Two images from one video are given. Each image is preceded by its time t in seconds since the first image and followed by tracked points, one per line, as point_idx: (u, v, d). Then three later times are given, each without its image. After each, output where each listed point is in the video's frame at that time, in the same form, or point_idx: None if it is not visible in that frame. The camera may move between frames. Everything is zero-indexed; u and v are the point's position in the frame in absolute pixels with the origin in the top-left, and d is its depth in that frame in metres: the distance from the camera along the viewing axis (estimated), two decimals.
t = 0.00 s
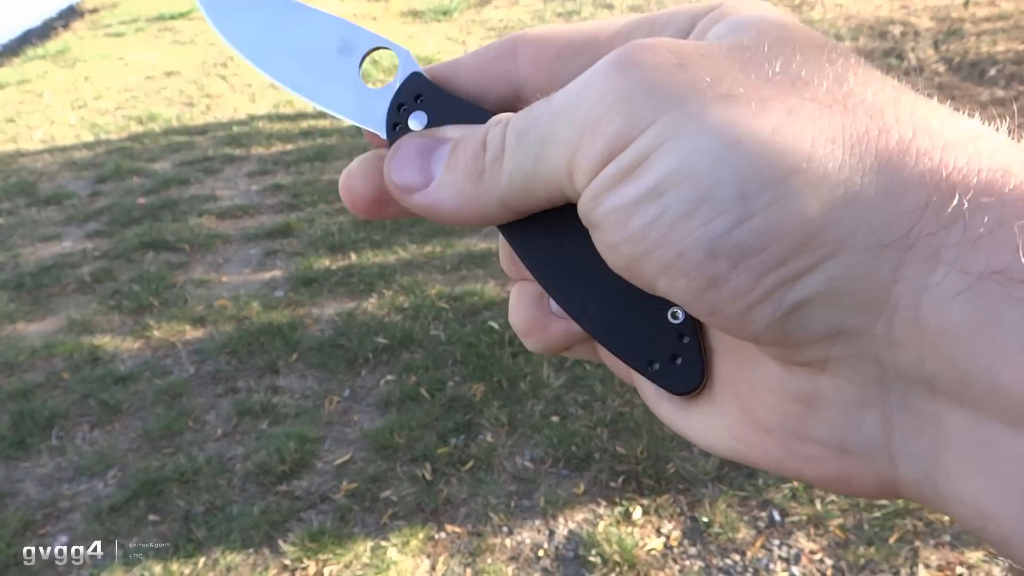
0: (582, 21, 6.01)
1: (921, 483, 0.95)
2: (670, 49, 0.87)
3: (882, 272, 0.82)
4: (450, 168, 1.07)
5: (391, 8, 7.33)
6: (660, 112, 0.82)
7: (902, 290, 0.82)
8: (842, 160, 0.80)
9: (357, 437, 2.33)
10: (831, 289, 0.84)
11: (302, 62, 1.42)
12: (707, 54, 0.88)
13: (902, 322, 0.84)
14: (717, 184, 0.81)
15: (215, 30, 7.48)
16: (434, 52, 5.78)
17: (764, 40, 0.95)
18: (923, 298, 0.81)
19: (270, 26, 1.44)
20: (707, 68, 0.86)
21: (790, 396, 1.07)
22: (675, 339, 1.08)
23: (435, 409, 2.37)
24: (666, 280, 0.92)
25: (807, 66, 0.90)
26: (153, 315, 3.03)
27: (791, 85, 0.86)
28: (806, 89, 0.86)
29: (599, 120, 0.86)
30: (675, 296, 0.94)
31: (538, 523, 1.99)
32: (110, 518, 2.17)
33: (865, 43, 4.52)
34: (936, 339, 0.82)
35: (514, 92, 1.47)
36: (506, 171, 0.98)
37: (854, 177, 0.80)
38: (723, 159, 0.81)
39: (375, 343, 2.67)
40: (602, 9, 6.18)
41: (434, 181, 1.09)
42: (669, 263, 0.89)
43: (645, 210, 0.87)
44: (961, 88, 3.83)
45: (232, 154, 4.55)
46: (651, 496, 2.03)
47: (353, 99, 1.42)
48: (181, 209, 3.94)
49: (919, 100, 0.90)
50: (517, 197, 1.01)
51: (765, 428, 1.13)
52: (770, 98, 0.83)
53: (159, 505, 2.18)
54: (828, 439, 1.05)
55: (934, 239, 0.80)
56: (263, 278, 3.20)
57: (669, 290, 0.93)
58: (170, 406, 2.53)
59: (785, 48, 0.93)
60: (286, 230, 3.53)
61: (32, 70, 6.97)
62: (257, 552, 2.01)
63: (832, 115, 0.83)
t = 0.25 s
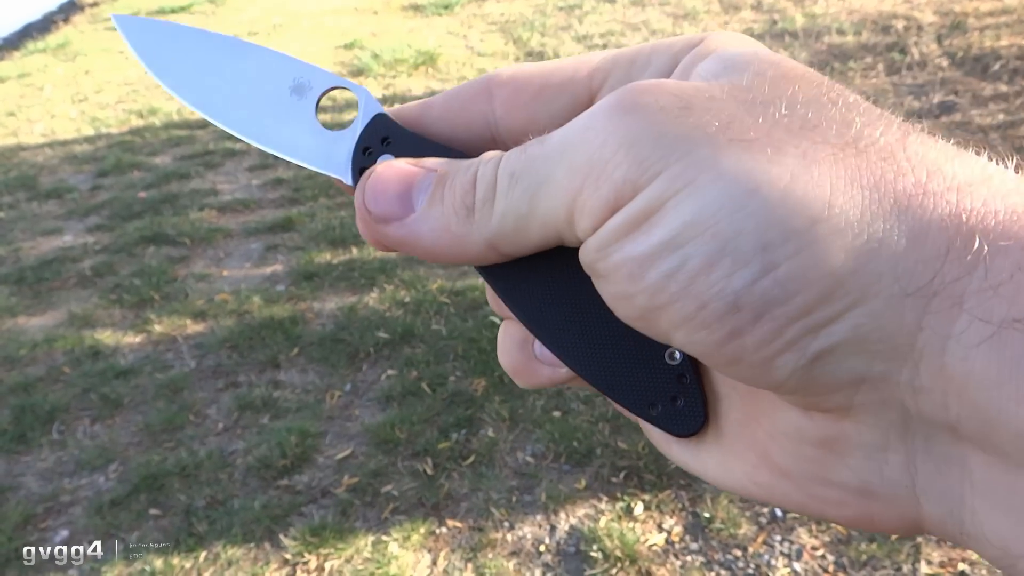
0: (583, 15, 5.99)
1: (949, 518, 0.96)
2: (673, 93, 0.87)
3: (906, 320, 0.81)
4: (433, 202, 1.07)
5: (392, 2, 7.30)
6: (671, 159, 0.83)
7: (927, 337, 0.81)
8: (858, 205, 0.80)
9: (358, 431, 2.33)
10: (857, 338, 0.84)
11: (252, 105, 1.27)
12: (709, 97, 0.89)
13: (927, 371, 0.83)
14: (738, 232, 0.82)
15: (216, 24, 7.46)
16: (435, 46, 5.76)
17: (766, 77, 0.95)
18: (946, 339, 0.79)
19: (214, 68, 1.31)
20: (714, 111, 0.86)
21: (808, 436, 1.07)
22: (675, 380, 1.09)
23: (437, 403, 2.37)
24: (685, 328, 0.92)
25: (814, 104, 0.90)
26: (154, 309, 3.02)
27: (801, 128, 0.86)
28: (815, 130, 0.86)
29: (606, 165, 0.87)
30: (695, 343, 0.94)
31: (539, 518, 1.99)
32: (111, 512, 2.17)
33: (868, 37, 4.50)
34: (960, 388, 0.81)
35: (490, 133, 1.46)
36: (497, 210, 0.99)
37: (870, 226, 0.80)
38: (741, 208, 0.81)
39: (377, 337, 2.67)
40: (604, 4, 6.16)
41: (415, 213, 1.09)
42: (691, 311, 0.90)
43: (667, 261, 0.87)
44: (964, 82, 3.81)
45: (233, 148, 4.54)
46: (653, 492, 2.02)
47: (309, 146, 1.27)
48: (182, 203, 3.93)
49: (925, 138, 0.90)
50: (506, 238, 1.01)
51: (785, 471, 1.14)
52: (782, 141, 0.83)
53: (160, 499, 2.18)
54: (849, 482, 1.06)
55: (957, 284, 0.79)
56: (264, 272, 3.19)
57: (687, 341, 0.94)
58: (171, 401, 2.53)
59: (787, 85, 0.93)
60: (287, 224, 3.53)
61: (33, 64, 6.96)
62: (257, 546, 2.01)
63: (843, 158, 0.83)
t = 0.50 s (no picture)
0: (585, 10, 5.98)
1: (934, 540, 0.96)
2: (665, 128, 0.91)
3: (889, 346, 0.84)
4: (444, 226, 1.09)
5: None
6: (663, 192, 0.87)
7: (909, 363, 0.83)
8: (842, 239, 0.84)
9: (359, 426, 2.33)
10: (843, 362, 0.86)
11: (270, 117, 1.28)
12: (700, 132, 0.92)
13: (909, 396, 0.85)
14: (727, 265, 0.85)
15: (217, 18, 7.44)
16: (437, 40, 5.74)
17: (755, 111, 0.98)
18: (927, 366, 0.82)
19: (230, 77, 1.30)
20: (705, 147, 0.89)
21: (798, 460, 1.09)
22: (662, 414, 1.12)
23: (437, 399, 2.37)
24: (677, 355, 0.95)
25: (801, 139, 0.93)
26: (155, 303, 3.02)
27: (787, 161, 0.89)
28: (802, 165, 0.89)
29: (600, 198, 0.90)
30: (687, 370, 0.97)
31: (540, 513, 1.99)
32: (112, 506, 2.17)
33: (871, 33, 4.48)
34: (942, 412, 0.83)
35: (496, 156, 1.45)
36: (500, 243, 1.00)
37: (852, 256, 0.83)
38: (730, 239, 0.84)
39: (378, 332, 2.67)
40: None
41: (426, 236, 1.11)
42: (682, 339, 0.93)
43: (660, 290, 0.90)
44: (966, 78, 3.80)
45: (234, 142, 4.53)
46: (654, 487, 2.02)
47: (325, 159, 1.28)
48: (183, 197, 3.92)
49: (909, 171, 0.93)
50: (511, 264, 1.02)
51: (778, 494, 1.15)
52: (768, 177, 0.86)
53: (161, 493, 2.18)
54: (841, 500, 1.05)
55: (935, 313, 0.82)
56: (265, 267, 3.19)
57: (681, 366, 0.96)
58: (172, 395, 2.53)
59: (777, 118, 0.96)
60: (288, 218, 3.52)
61: (34, 57, 6.95)
62: (258, 541, 2.01)
63: (829, 192, 0.86)
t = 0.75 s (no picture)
0: (588, 7, 5.96)
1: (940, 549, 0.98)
2: (678, 160, 0.90)
3: (892, 375, 0.85)
4: (461, 250, 1.09)
5: None
6: (675, 230, 0.88)
7: (911, 391, 0.85)
8: (848, 279, 0.84)
9: (361, 422, 2.33)
10: (848, 391, 0.89)
11: (295, 137, 1.28)
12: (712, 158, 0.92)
13: (914, 420, 0.86)
14: (737, 300, 0.87)
15: (219, 13, 7.44)
16: (438, 37, 5.73)
17: (769, 130, 0.97)
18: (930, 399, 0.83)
19: (253, 101, 1.30)
20: (715, 178, 0.89)
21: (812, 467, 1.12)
22: (683, 412, 1.15)
23: (439, 395, 2.37)
24: (694, 376, 0.99)
25: (813, 162, 0.92)
26: (157, 299, 3.02)
27: (795, 194, 0.88)
28: (811, 196, 0.88)
29: (617, 233, 0.91)
30: (705, 389, 1.00)
31: (542, 510, 1.99)
32: (114, 502, 2.18)
33: (874, 30, 4.47)
34: (943, 436, 0.85)
35: (524, 156, 1.44)
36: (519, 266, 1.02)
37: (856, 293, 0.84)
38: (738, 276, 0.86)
39: (380, 329, 2.67)
40: None
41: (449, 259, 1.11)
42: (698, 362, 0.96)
43: (677, 319, 0.94)
44: (970, 76, 3.79)
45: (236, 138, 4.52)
46: (655, 485, 2.02)
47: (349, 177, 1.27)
48: (185, 193, 3.92)
49: (922, 193, 0.92)
50: (530, 283, 1.03)
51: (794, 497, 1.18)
52: (776, 211, 0.87)
53: (163, 489, 2.18)
54: (852, 508, 1.08)
55: (936, 345, 0.83)
56: (266, 263, 3.19)
57: (696, 384, 1.00)
58: (174, 391, 2.53)
59: (789, 139, 0.95)
60: (290, 215, 3.52)
61: (36, 52, 6.95)
62: (260, 537, 2.02)
63: (837, 228, 0.86)
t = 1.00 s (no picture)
0: (590, 4, 5.95)
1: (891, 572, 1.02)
2: (625, 253, 0.81)
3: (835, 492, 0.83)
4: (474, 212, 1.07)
5: None
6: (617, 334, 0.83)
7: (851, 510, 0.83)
8: (801, 410, 0.78)
9: (360, 420, 2.33)
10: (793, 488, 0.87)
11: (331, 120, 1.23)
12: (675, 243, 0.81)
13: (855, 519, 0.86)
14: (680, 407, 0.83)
15: (221, 9, 7.43)
16: (440, 33, 5.72)
17: (746, 185, 0.84)
18: (864, 525, 0.82)
19: (290, 84, 1.26)
20: (672, 272, 0.80)
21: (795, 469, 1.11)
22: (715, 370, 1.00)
23: (439, 393, 2.37)
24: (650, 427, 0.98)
25: (783, 247, 0.81)
26: (157, 295, 3.02)
27: (750, 309, 0.79)
28: (775, 307, 0.79)
29: (563, 312, 0.87)
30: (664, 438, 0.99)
31: (541, 509, 1.99)
32: (113, 498, 2.18)
33: (876, 28, 4.46)
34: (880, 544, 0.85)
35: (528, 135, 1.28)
36: (477, 261, 0.97)
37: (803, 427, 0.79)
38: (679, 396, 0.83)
39: (380, 326, 2.66)
40: None
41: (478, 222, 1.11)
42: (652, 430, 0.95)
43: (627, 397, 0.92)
44: (972, 75, 3.78)
45: (237, 134, 4.52)
46: (654, 484, 2.02)
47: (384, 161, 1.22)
48: (186, 189, 3.92)
49: (917, 283, 0.80)
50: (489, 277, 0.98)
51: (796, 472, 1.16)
52: (730, 326, 0.79)
53: (163, 485, 2.18)
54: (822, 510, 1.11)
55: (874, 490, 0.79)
56: (267, 259, 3.19)
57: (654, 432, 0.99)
58: (174, 387, 2.53)
59: (766, 212, 0.82)
60: (291, 211, 3.52)
61: (37, 47, 6.94)
62: (259, 534, 2.02)
63: (797, 353, 0.78)
